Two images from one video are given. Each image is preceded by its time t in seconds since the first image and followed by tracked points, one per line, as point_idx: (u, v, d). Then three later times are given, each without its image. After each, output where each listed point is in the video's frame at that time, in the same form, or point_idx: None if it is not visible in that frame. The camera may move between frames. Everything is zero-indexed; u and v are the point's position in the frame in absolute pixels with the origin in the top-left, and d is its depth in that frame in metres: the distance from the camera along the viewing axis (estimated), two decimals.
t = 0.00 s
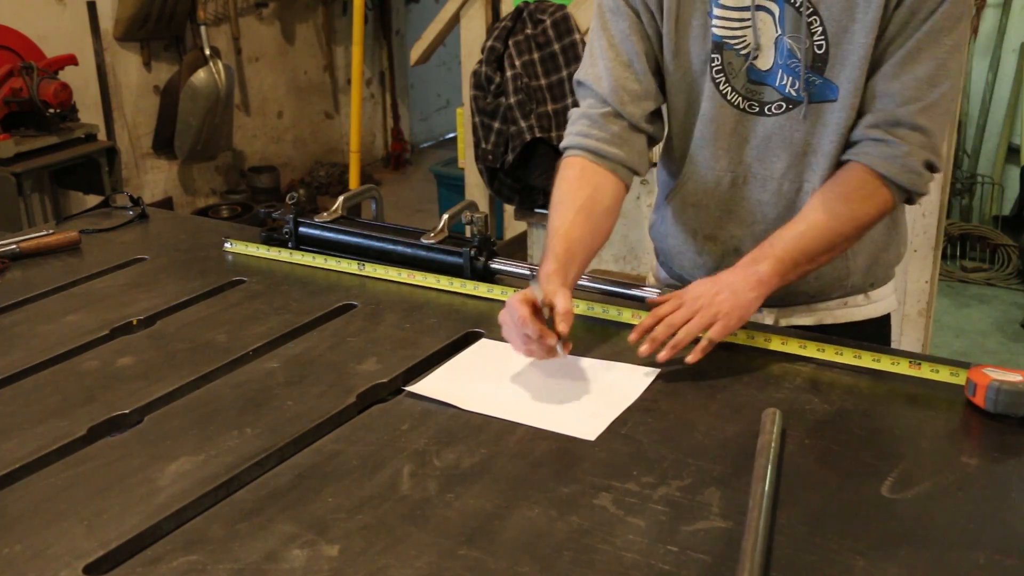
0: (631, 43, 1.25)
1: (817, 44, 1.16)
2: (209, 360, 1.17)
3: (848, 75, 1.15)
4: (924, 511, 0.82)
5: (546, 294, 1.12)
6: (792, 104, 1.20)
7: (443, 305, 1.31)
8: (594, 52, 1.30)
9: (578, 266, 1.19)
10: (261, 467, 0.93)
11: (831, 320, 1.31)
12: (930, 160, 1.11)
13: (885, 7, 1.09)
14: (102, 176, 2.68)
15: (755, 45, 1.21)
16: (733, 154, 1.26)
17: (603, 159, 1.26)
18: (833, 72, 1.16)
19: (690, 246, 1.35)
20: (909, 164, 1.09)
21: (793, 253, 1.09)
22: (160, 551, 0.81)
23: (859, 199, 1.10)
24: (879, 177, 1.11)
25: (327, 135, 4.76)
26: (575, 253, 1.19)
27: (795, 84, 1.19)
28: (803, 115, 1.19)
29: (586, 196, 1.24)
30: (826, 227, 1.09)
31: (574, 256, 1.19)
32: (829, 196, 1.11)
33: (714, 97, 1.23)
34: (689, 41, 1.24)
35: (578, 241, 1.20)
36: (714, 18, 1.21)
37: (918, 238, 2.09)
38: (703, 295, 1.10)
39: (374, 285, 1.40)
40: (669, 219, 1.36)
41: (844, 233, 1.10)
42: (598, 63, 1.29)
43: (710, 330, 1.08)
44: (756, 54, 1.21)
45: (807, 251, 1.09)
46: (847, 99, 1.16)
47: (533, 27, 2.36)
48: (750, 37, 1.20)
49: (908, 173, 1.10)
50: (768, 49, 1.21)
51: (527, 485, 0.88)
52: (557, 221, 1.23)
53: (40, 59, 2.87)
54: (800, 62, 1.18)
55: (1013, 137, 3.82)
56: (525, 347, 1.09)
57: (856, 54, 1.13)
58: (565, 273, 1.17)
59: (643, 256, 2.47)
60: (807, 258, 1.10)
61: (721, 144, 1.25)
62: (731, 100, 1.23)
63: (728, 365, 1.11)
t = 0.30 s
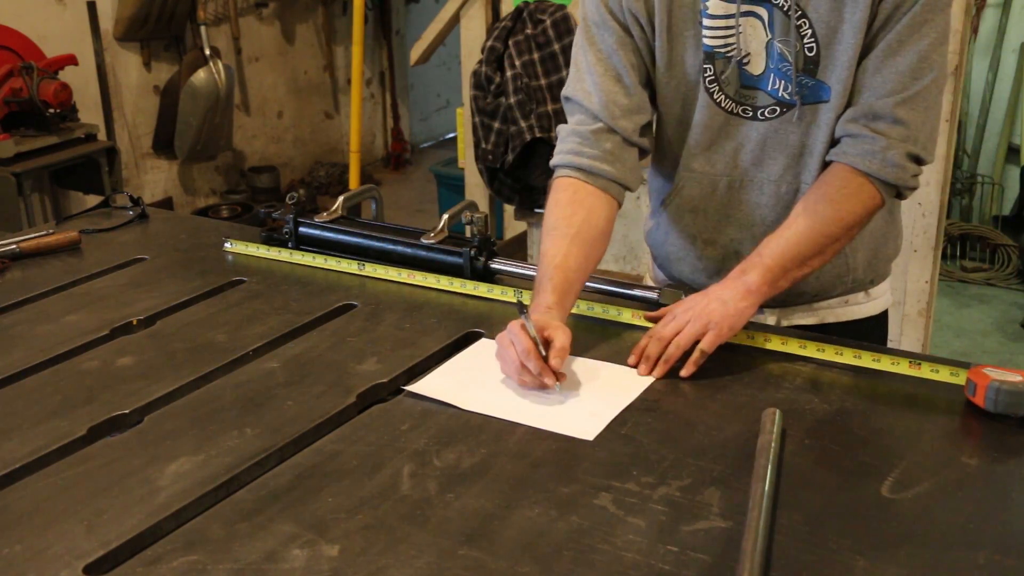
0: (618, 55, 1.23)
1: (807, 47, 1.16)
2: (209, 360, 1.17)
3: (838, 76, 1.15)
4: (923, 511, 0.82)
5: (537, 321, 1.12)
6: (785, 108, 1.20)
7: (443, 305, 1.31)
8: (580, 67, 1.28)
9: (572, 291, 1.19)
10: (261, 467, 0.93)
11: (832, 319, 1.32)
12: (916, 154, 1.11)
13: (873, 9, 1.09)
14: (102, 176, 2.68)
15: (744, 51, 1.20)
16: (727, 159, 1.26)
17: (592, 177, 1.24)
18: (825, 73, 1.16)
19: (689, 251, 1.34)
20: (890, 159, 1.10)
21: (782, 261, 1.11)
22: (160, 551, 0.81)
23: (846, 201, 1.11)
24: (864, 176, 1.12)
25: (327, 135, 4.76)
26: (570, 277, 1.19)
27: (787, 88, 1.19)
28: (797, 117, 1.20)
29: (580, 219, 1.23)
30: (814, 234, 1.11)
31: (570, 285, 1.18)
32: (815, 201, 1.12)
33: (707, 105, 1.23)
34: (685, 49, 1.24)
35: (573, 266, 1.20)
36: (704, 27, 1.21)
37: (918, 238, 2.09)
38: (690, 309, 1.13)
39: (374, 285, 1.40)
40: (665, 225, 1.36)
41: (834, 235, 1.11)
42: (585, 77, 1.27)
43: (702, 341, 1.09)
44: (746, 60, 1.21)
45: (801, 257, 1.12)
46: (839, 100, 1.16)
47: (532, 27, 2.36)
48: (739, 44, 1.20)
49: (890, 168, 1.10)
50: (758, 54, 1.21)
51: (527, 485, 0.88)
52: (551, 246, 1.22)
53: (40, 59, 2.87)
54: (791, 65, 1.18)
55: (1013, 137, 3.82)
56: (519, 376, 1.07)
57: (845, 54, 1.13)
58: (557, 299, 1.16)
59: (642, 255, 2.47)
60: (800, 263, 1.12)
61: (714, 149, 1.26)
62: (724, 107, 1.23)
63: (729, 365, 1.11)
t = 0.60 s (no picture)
0: (614, 59, 1.23)
1: (805, 49, 1.16)
2: (209, 360, 1.17)
3: (835, 78, 1.15)
4: (923, 511, 0.82)
5: (536, 322, 1.12)
6: (783, 110, 1.20)
7: (443, 305, 1.31)
8: (576, 70, 1.28)
9: (569, 292, 1.19)
10: (261, 467, 0.93)
11: (832, 320, 1.32)
12: (916, 156, 1.11)
13: (871, 11, 1.09)
14: (102, 176, 2.68)
15: (741, 54, 1.20)
16: (725, 162, 1.26)
17: (590, 179, 1.25)
18: (823, 75, 1.16)
19: (688, 254, 1.34)
20: (891, 162, 1.10)
21: (780, 262, 1.11)
22: (159, 551, 0.81)
23: (846, 202, 1.11)
24: (865, 178, 1.12)
25: (327, 135, 4.76)
26: (570, 279, 1.19)
27: (784, 90, 1.19)
28: (794, 120, 1.20)
29: (578, 222, 1.23)
30: (813, 235, 1.11)
31: (568, 286, 1.18)
32: (814, 201, 1.12)
33: (704, 108, 1.23)
34: (682, 49, 1.24)
35: (572, 268, 1.20)
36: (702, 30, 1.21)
37: (918, 239, 2.09)
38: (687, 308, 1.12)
39: (374, 285, 1.40)
40: (664, 229, 1.36)
41: (833, 235, 1.11)
42: (582, 80, 1.27)
43: (702, 340, 1.09)
44: (743, 63, 1.21)
45: (800, 258, 1.12)
46: (836, 102, 1.16)
47: (532, 27, 2.36)
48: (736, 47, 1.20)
49: (891, 170, 1.10)
50: (755, 56, 1.21)
51: (527, 485, 0.88)
52: (550, 247, 1.22)
53: (39, 59, 2.87)
54: (788, 67, 1.18)
55: (1013, 137, 3.82)
56: (517, 377, 1.07)
57: (843, 56, 1.13)
58: (557, 300, 1.17)
59: (642, 255, 2.47)
60: (800, 264, 1.12)
61: (711, 152, 1.26)
62: (721, 110, 1.23)
63: (728, 365, 1.11)
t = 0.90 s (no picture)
0: (616, 60, 1.23)
1: (807, 51, 1.17)
2: (209, 360, 1.17)
3: (838, 80, 1.15)
4: (924, 511, 0.82)
5: (537, 323, 1.12)
6: (785, 112, 1.20)
7: (443, 305, 1.31)
8: (578, 72, 1.28)
9: (572, 293, 1.19)
10: (261, 467, 0.93)
11: (835, 321, 1.31)
12: (917, 158, 1.11)
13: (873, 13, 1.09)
14: (102, 176, 2.68)
15: (743, 56, 1.21)
16: (728, 164, 1.26)
17: (592, 180, 1.25)
18: (825, 76, 1.16)
19: (690, 255, 1.34)
20: (893, 163, 1.10)
21: (781, 263, 1.11)
22: (159, 552, 0.81)
23: (847, 204, 1.11)
24: (867, 179, 1.12)
25: (327, 135, 4.76)
26: (572, 280, 1.19)
27: (787, 92, 1.19)
28: (797, 121, 1.20)
29: (581, 222, 1.23)
30: (815, 237, 1.11)
31: (570, 287, 1.18)
32: (816, 203, 1.12)
33: (706, 109, 1.24)
34: (684, 51, 1.24)
35: (574, 269, 1.20)
36: (704, 32, 1.21)
37: (918, 239, 2.09)
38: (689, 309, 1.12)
39: (374, 285, 1.40)
40: (667, 230, 1.36)
41: (834, 238, 1.11)
42: (583, 81, 1.27)
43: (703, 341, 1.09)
44: (744, 65, 1.21)
45: (801, 260, 1.12)
46: (838, 104, 1.16)
47: (533, 27, 2.35)
48: (737, 49, 1.20)
49: (893, 172, 1.10)
50: (757, 58, 1.21)
51: (527, 485, 0.88)
52: (551, 248, 1.22)
53: (40, 59, 2.87)
54: (790, 69, 1.18)
55: (1013, 137, 3.82)
56: (518, 377, 1.07)
57: (845, 58, 1.13)
58: (558, 301, 1.17)
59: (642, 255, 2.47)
60: (801, 266, 1.12)
61: (714, 154, 1.26)
62: (723, 111, 1.23)
63: (729, 366, 1.11)
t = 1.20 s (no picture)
0: (618, 60, 1.23)
1: (808, 51, 1.16)
2: (209, 360, 1.17)
3: (839, 80, 1.15)
4: (924, 511, 0.82)
5: (537, 323, 1.12)
6: (786, 112, 1.20)
7: (444, 305, 1.31)
8: (579, 73, 1.28)
9: (572, 293, 1.19)
10: (261, 467, 0.93)
11: (837, 322, 1.32)
12: (919, 159, 1.11)
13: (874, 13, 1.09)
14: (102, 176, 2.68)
15: (744, 56, 1.21)
16: (729, 164, 1.26)
17: (592, 180, 1.25)
18: (826, 77, 1.16)
19: (691, 256, 1.35)
20: (894, 164, 1.10)
21: (781, 263, 1.11)
22: (159, 551, 0.81)
23: (848, 204, 1.11)
24: (867, 179, 1.12)
25: (327, 135, 4.76)
26: (572, 280, 1.19)
27: (788, 92, 1.19)
28: (798, 123, 1.20)
29: (581, 223, 1.23)
30: (815, 237, 1.11)
31: (570, 286, 1.18)
32: (816, 203, 1.12)
33: (707, 110, 1.24)
34: (685, 51, 1.24)
35: (574, 269, 1.20)
36: (704, 32, 1.21)
37: (918, 239, 2.09)
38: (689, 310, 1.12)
39: (374, 285, 1.40)
40: (668, 231, 1.36)
41: (835, 238, 1.11)
42: (585, 82, 1.27)
43: (703, 342, 1.09)
44: (745, 65, 1.21)
45: (801, 260, 1.12)
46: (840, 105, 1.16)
47: (533, 27, 2.35)
48: (738, 49, 1.20)
49: (894, 172, 1.10)
50: (758, 59, 1.21)
51: (527, 485, 0.88)
52: (551, 248, 1.22)
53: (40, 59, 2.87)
54: (791, 70, 1.18)
55: (1013, 137, 3.82)
56: (518, 376, 1.07)
57: (846, 59, 1.13)
58: (558, 301, 1.16)
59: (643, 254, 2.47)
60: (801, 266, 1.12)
61: (715, 155, 1.26)
62: (724, 112, 1.23)
63: (729, 365, 1.11)
